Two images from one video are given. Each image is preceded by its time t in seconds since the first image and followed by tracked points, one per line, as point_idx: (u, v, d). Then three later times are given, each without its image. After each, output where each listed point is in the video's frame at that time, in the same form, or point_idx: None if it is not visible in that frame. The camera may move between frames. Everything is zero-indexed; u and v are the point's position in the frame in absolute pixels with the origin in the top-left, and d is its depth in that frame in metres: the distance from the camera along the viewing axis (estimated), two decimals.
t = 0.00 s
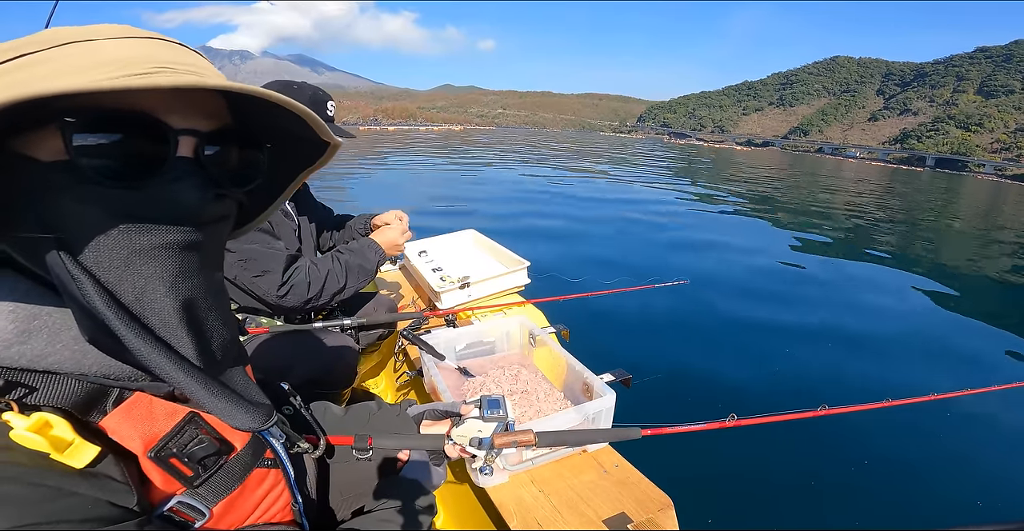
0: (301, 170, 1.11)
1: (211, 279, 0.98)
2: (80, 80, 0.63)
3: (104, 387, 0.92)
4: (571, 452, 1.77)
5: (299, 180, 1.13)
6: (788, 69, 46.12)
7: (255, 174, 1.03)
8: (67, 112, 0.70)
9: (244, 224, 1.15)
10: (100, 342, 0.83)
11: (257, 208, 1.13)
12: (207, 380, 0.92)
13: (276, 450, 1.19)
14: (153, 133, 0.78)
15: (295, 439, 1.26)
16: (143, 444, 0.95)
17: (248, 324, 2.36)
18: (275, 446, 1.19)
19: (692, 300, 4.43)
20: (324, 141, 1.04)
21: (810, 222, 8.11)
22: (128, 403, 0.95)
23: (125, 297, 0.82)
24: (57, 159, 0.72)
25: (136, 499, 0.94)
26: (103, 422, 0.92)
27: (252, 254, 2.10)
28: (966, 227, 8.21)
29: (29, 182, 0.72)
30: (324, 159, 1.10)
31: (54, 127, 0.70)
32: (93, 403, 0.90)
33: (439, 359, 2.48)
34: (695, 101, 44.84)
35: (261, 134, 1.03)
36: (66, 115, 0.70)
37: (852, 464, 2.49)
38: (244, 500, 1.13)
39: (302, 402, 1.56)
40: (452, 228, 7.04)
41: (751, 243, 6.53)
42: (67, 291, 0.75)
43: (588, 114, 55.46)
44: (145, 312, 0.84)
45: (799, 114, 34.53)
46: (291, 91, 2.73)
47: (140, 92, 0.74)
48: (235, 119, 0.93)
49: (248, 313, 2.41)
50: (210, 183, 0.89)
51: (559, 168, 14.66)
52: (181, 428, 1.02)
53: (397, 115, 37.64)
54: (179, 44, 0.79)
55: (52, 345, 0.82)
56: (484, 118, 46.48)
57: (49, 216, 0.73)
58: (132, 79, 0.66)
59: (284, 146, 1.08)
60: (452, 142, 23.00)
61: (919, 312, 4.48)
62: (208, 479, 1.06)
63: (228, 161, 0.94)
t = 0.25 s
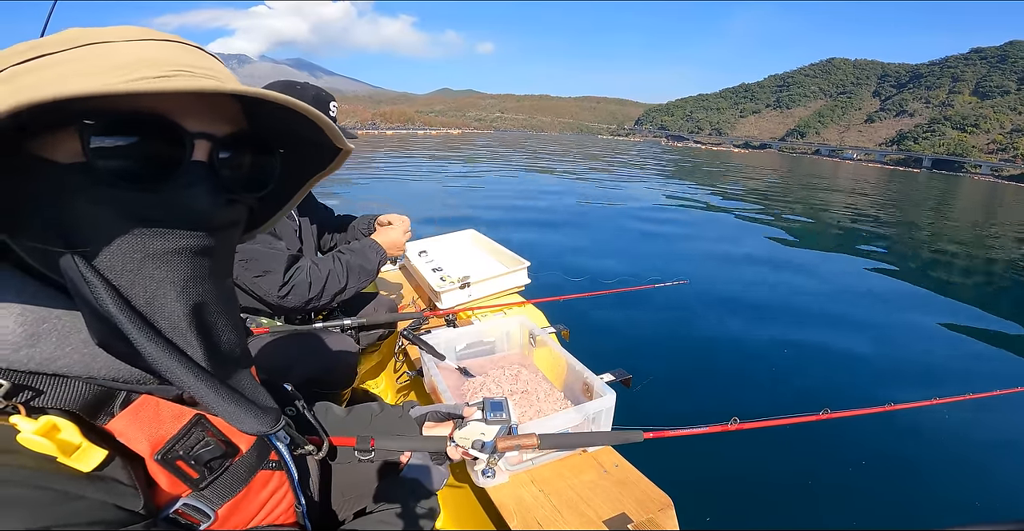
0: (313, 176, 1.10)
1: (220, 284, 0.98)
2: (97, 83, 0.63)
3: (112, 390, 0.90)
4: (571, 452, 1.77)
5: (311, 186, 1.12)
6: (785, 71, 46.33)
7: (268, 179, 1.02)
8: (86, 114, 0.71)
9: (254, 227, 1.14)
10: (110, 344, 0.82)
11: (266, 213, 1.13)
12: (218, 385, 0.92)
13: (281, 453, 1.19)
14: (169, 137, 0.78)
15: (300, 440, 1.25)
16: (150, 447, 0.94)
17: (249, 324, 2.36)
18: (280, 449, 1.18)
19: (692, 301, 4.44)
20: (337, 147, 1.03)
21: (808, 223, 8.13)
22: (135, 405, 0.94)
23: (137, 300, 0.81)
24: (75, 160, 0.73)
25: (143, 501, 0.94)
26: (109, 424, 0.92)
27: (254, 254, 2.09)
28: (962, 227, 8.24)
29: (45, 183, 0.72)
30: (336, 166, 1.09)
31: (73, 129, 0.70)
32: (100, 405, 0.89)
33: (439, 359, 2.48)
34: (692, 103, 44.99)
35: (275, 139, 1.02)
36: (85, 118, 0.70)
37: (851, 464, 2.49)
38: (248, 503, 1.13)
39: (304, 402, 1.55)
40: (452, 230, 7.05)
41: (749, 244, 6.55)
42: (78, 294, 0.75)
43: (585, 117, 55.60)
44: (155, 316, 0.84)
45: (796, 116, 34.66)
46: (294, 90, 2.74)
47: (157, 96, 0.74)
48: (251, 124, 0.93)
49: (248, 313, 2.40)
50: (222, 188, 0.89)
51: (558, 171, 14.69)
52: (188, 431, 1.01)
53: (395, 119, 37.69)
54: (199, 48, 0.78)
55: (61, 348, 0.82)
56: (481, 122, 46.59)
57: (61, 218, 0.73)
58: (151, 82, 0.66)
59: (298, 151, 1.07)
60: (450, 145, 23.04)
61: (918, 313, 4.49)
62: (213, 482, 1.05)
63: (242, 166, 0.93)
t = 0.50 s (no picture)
0: (311, 180, 1.10)
1: (215, 291, 0.97)
2: (90, 85, 0.63)
3: (104, 395, 0.91)
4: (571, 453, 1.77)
5: (311, 190, 1.12)
6: (782, 69, 46.43)
7: (266, 184, 1.02)
8: (74, 119, 0.69)
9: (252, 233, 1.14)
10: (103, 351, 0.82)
11: (266, 218, 1.12)
12: (210, 393, 0.93)
13: (278, 455, 1.19)
14: (162, 141, 0.78)
15: (297, 442, 1.26)
16: (144, 451, 0.93)
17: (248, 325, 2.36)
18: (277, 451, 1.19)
19: (691, 300, 4.45)
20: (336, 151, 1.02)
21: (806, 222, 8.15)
22: (128, 410, 0.94)
23: (129, 310, 0.81)
24: (61, 166, 0.71)
25: (137, 506, 0.94)
26: (103, 428, 0.91)
27: (252, 255, 2.08)
28: (960, 225, 8.27)
29: (36, 188, 0.70)
30: (334, 170, 1.09)
31: (60, 133, 0.69)
32: (93, 410, 0.90)
33: (439, 359, 2.47)
34: (690, 102, 45.05)
35: (272, 142, 1.02)
36: (73, 122, 0.69)
37: (844, 461, 2.51)
38: (246, 506, 1.11)
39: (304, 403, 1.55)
40: (451, 230, 7.05)
41: (748, 243, 6.57)
42: (69, 304, 0.75)
43: (583, 116, 55.62)
44: (146, 325, 0.84)
45: (793, 114, 34.71)
46: (292, 92, 2.70)
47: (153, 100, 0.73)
48: (249, 128, 0.93)
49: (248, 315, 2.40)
50: (217, 194, 0.88)
51: (557, 170, 14.70)
52: (183, 435, 1.00)
53: (393, 119, 37.69)
54: (197, 47, 0.78)
55: (54, 355, 0.82)
56: (479, 121, 46.58)
57: (52, 225, 0.72)
58: (145, 85, 0.65)
59: (297, 155, 1.08)
60: (449, 145, 23.02)
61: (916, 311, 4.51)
62: (209, 486, 1.04)
63: (239, 169, 0.93)
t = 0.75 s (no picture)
0: (306, 181, 1.10)
1: (212, 292, 0.97)
2: (82, 86, 0.62)
3: (100, 393, 0.92)
4: (571, 453, 1.78)
5: (307, 190, 1.12)
6: (781, 65, 46.37)
7: (260, 184, 1.02)
8: (66, 122, 0.69)
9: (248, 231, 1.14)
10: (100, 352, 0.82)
11: (262, 217, 1.12)
12: (208, 392, 0.93)
13: (275, 454, 1.18)
14: (158, 144, 0.77)
15: (294, 441, 1.27)
16: (140, 450, 0.93)
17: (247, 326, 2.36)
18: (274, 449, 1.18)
19: (691, 299, 4.46)
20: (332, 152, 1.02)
21: (806, 219, 8.15)
22: (124, 408, 0.94)
23: (126, 311, 0.81)
24: (53, 169, 0.71)
25: (133, 505, 0.94)
26: (99, 427, 0.92)
27: (250, 257, 2.07)
28: (959, 222, 8.27)
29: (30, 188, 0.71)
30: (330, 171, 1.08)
31: (52, 137, 0.69)
32: (89, 409, 0.91)
33: (439, 359, 2.48)
34: (689, 99, 44.97)
35: (268, 143, 1.01)
36: (65, 125, 0.68)
37: (834, 458, 2.54)
38: (243, 505, 1.11)
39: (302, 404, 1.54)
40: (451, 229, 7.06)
41: (748, 241, 6.58)
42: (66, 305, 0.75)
43: (582, 113, 55.53)
44: (144, 326, 0.84)
45: (792, 110, 34.69)
46: (289, 91, 2.73)
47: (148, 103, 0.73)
48: (245, 129, 0.93)
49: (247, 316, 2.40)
50: (212, 196, 0.88)
51: (556, 167, 14.67)
52: (179, 434, 1.00)
53: (391, 116, 37.59)
54: (191, 46, 0.77)
55: (49, 354, 0.82)
56: (478, 118, 46.49)
57: (47, 227, 0.73)
58: (138, 86, 0.65)
59: (292, 156, 1.07)
60: (447, 142, 22.96)
61: (914, 309, 4.52)
62: (207, 484, 1.04)
63: (233, 170, 0.92)
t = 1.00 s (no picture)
0: (314, 185, 1.11)
1: (221, 292, 0.97)
2: (96, 93, 0.63)
3: (110, 388, 0.90)
4: (571, 453, 1.78)
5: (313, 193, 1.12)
6: (779, 66, 46.45)
7: (270, 189, 1.02)
8: (85, 131, 0.68)
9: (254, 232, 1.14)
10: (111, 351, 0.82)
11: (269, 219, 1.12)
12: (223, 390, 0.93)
13: (279, 451, 1.19)
14: (173, 153, 0.77)
15: (299, 439, 1.26)
16: (148, 444, 0.94)
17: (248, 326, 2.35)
18: (278, 447, 1.19)
19: (690, 300, 4.47)
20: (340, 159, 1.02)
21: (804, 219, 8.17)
22: (133, 403, 0.94)
23: (138, 312, 0.81)
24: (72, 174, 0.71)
25: (142, 499, 0.93)
26: (108, 422, 0.92)
27: (250, 256, 2.07)
28: (957, 222, 8.29)
29: (46, 193, 0.70)
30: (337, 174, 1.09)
31: (70, 144, 0.68)
32: (99, 403, 0.89)
33: (439, 359, 2.48)
34: (687, 99, 45.00)
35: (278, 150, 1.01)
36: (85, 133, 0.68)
37: (830, 459, 2.53)
38: (247, 500, 1.12)
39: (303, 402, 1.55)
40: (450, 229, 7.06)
41: (747, 241, 6.58)
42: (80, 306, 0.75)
43: (580, 113, 55.54)
44: (155, 327, 0.84)
45: (789, 111, 34.75)
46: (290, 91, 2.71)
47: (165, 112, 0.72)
48: (257, 138, 0.93)
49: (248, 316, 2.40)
50: (222, 201, 0.88)
51: (554, 167, 14.68)
52: (186, 429, 1.01)
53: (389, 116, 37.56)
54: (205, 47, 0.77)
55: (62, 348, 0.80)
56: (476, 118, 46.48)
57: (61, 234, 0.72)
58: (154, 94, 0.65)
59: (302, 163, 1.08)
60: (446, 142, 22.96)
61: (912, 309, 4.53)
62: (212, 480, 1.05)
63: (244, 175, 0.93)
